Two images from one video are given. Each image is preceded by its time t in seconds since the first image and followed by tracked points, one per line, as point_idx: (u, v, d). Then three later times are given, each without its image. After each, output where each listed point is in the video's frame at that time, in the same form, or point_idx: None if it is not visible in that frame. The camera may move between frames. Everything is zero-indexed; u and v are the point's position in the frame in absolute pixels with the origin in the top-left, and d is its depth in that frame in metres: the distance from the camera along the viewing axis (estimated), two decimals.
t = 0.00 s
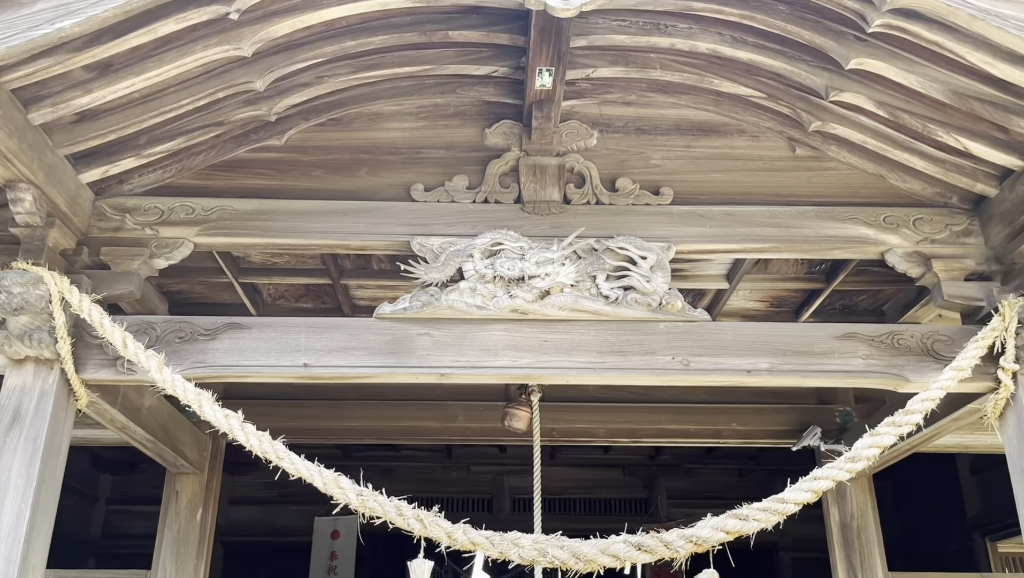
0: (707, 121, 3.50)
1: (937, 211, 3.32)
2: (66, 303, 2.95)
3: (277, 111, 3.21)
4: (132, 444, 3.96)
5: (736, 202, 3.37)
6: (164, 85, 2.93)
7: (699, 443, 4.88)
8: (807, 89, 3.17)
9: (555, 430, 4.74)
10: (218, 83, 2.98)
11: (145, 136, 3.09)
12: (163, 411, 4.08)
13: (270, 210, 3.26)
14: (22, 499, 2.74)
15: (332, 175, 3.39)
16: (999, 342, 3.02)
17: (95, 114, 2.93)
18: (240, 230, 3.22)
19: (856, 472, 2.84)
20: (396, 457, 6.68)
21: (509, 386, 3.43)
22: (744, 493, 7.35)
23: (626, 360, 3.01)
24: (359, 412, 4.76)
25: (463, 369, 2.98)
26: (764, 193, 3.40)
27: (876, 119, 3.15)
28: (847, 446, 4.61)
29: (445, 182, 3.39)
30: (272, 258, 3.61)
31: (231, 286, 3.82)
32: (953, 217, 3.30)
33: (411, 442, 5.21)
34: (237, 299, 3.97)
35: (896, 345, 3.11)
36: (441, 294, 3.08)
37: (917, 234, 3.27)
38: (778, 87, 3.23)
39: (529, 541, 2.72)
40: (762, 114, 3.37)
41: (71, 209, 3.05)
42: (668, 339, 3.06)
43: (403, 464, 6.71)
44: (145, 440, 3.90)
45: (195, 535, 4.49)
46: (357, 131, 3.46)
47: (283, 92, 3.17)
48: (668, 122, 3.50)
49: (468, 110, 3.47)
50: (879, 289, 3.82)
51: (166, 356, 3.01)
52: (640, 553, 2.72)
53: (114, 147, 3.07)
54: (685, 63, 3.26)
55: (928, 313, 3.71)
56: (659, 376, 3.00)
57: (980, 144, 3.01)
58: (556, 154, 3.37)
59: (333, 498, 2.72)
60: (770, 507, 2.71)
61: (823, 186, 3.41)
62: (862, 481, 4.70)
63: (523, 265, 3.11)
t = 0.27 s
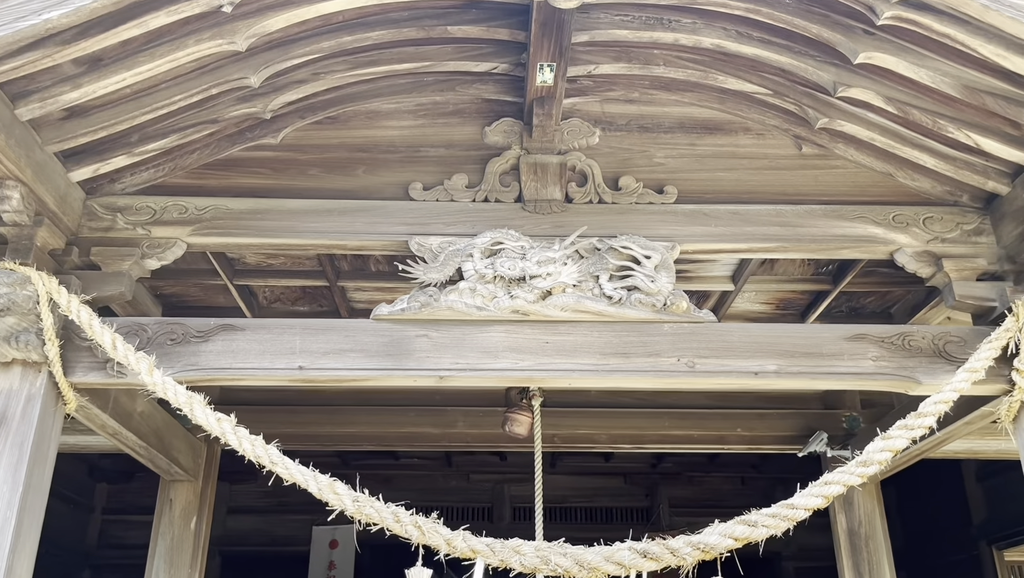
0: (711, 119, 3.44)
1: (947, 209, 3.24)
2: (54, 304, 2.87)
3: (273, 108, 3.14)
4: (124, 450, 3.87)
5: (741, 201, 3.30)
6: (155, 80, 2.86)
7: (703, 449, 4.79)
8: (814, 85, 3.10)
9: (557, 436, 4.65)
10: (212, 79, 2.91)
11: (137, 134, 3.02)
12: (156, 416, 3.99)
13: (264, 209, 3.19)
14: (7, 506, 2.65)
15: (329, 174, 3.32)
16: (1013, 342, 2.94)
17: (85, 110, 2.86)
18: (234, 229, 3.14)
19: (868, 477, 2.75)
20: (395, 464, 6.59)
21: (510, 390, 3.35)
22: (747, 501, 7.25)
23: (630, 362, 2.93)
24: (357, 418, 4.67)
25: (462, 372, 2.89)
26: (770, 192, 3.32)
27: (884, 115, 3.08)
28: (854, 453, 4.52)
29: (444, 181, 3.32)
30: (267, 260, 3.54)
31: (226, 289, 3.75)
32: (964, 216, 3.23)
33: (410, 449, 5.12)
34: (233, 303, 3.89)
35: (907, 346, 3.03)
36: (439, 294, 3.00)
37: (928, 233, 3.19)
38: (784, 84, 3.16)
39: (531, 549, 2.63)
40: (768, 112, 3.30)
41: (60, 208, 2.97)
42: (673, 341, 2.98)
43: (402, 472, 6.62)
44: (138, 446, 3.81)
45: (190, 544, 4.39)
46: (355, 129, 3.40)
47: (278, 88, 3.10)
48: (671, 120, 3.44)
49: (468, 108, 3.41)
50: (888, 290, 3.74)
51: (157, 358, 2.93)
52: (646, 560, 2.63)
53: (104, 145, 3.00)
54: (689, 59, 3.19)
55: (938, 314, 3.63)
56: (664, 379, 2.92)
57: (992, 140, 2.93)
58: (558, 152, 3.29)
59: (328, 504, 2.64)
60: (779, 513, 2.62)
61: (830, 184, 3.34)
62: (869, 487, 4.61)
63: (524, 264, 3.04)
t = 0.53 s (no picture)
0: (715, 116, 3.35)
1: (959, 207, 3.14)
2: (34, 305, 2.77)
3: (263, 104, 3.04)
4: (110, 458, 3.75)
5: (747, 199, 3.20)
6: (140, 73, 2.77)
7: (708, 458, 4.67)
8: (821, 80, 3.01)
9: (557, 444, 4.53)
10: (200, 73, 2.81)
11: (122, 130, 2.92)
12: (144, 424, 3.88)
13: (255, 209, 3.09)
14: None
15: (321, 173, 3.22)
16: None
17: (67, 105, 2.76)
18: (222, 229, 3.03)
19: (882, 484, 2.63)
20: (392, 475, 6.46)
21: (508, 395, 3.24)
22: (751, 512, 7.11)
23: (632, 365, 2.82)
24: (351, 427, 4.55)
25: (459, 375, 2.78)
26: (776, 190, 3.23)
27: (894, 109, 2.98)
28: (862, 461, 4.39)
29: (440, 179, 3.22)
30: (258, 261, 3.43)
31: (216, 292, 3.64)
32: (976, 214, 3.13)
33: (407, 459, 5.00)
34: (224, 307, 3.79)
35: (920, 348, 2.92)
36: (435, 295, 2.89)
37: (939, 232, 3.09)
38: (790, 78, 3.07)
39: (530, 559, 2.51)
40: (773, 108, 3.21)
41: (41, 206, 2.87)
42: (678, 343, 2.87)
43: (399, 484, 6.49)
44: (124, 454, 3.69)
45: (179, 556, 4.26)
46: (348, 126, 3.30)
47: (268, 83, 3.00)
48: (674, 117, 3.34)
49: (465, 105, 3.31)
50: (898, 293, 3.64)
51: (141, 362, 2.81)
52: (651, 571, 2.51)
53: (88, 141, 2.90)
54: (692, 53, 3.10)
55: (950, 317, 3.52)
56: (668, 382, 2.81)
57: (1006, 135, 2.83)
58: (557, 149, 3.20)
59: (319, 513, 2.52)
60: (790, 521, 2.51)
61: (838, 183, 3.24)
62: (878, 497, 4.48)
63: (522, 264, 2.93)
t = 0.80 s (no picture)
0: (719, 115, 3.25)
1: (973, 208, 3.04)
2: (12, 310, 2.66)
3: (253, 103, 2.94)
4: (95, 471, 3.62)
5: (753, 200, 3.10)
6: (124, 69, 2.67)
7: (712, 470, 4.54)
8: (829, 77, 2.92)
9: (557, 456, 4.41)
10: (187, 69, 2.71)
11: (106, 129, 2.82)
12: (131, 435, 3.75)
13: (244, 211, 2.98)
14: None
15: (313, 174, 3.12)
16: None
17: (48, 102, 2.66)
18: (210, 231, 2.93)
19: (898, 495, 2.49)
20: (389, 489, 6.32)
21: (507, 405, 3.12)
22: (756, 526, 6.95)
23: (636, 372, 2.70)
24: (346, 438, 4.42)
25: (455, 382, 2.66)
26: (783, 191, 3.12)
27: (905, 107, 2.89)
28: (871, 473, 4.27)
29: (435, 181, 3.11)
30: (248, 266, 3.32)
31: (205, 299, 3.53)
32: (991, 215, 3.02)
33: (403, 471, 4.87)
34: (213, 314, 3.68)
35: (935, 354, 2.81)
36: (431, 299, 2.78)
37: (953, 234, 2.98)
38: (797, 75, 2.97)
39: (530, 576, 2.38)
40: (779, 106, 3.11)
41: (21, 208, 2.76)
42: (683, 349, 2.76)
43: (396, 498, 6.36)
44: (109, 466, 3.56)
45: (167, 572, 4.12)
46: (341, 126, 3.20)
47: (258, 81, 2.90)
48: (677, 117, 3.25)
49: (462, 104, 3.22)
50: (908, 298, 3.53)
51: (124, 369, 2.70)
52: None
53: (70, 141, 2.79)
54: (696, 50, 3.00)
55: (962, 323, 3.41)
56: (673, 390, 2.69)
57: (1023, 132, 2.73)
58: (557, 150, 3.10)
59: (308, 527, 2.38)
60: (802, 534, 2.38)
61: (847, 184, 3.14)
62: (888, 509, 4.35)
63: (521, 267, 2.83)
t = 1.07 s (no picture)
0: (726, 117, 3.17)
1: (989, 211, 2.95)
2: None
3: (247, 104, 2.86)
4: (84, 484, 3.50)
5: (761, 204, 3.01)
6: (113, 68, 2.58)
7: (718, 483, 4.43)
8: (839, 76, 2.84)
9: (560, 469, 4.31)
10: (178, 69, 2.63)
11: (95, 130, 2.73)
12: (121, 447, 3.65)
13: (237, 215, 2.89)
14: None
15: (309, 177, 3.03)
16: None
17: (34, 102, 2.57)
18: (202, 236, 2.84)
19: (917, 507, 2.32)
20: (388, 505, 6.20)
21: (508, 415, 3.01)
22: (760, 540, 6.80)
23: (642, 381, 2.60)
24: (343, 450, 4.31)
25: (454, 391, 2.56)
26: (792, 194, 3.04)
27: (918, 107, 2.80)
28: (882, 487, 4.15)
29: (435, 184, 3.03)
30: (242, 273, 3.23)
31: (198, 308, 3.44)
32: (1007, 218, 2.93)
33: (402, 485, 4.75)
34: (207, 323, 3.58)
35: (952, 361, 2.71)
36: (430, 305, 2.68)
37: (969, 237, 2.89)
38: (806, 75, 2.89)
39: None
40: (788, 107, 3.04)
41: (7, 211, 2.67)
42: (691, 356, 2.66)
43: (395, 513, 6.24)
44: (98, 480, 3.45)
45: None
46: (337, 129, 3.12)
47: (252, 82, 2.82)
48: (683, 118, 3.16)
49: (462, 106, 3.14)
50: (920, 305, 3.44)
51: (112, 378, 2.60)
52: None
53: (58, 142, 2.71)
54: (702, 49, 2.93)
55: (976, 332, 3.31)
56: (682, 399, 2.59)
57: None
58: (560, 152, 3.02)
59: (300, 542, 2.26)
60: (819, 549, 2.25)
61: (858, 186, 3.06)
62: (899, 523, 4.24)
63: (524, 271, 2.74)
